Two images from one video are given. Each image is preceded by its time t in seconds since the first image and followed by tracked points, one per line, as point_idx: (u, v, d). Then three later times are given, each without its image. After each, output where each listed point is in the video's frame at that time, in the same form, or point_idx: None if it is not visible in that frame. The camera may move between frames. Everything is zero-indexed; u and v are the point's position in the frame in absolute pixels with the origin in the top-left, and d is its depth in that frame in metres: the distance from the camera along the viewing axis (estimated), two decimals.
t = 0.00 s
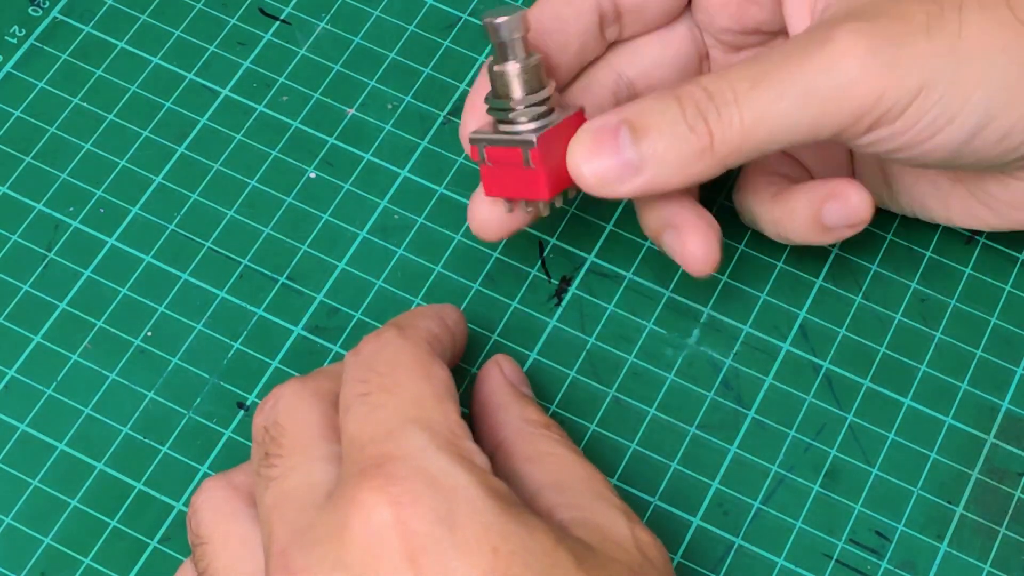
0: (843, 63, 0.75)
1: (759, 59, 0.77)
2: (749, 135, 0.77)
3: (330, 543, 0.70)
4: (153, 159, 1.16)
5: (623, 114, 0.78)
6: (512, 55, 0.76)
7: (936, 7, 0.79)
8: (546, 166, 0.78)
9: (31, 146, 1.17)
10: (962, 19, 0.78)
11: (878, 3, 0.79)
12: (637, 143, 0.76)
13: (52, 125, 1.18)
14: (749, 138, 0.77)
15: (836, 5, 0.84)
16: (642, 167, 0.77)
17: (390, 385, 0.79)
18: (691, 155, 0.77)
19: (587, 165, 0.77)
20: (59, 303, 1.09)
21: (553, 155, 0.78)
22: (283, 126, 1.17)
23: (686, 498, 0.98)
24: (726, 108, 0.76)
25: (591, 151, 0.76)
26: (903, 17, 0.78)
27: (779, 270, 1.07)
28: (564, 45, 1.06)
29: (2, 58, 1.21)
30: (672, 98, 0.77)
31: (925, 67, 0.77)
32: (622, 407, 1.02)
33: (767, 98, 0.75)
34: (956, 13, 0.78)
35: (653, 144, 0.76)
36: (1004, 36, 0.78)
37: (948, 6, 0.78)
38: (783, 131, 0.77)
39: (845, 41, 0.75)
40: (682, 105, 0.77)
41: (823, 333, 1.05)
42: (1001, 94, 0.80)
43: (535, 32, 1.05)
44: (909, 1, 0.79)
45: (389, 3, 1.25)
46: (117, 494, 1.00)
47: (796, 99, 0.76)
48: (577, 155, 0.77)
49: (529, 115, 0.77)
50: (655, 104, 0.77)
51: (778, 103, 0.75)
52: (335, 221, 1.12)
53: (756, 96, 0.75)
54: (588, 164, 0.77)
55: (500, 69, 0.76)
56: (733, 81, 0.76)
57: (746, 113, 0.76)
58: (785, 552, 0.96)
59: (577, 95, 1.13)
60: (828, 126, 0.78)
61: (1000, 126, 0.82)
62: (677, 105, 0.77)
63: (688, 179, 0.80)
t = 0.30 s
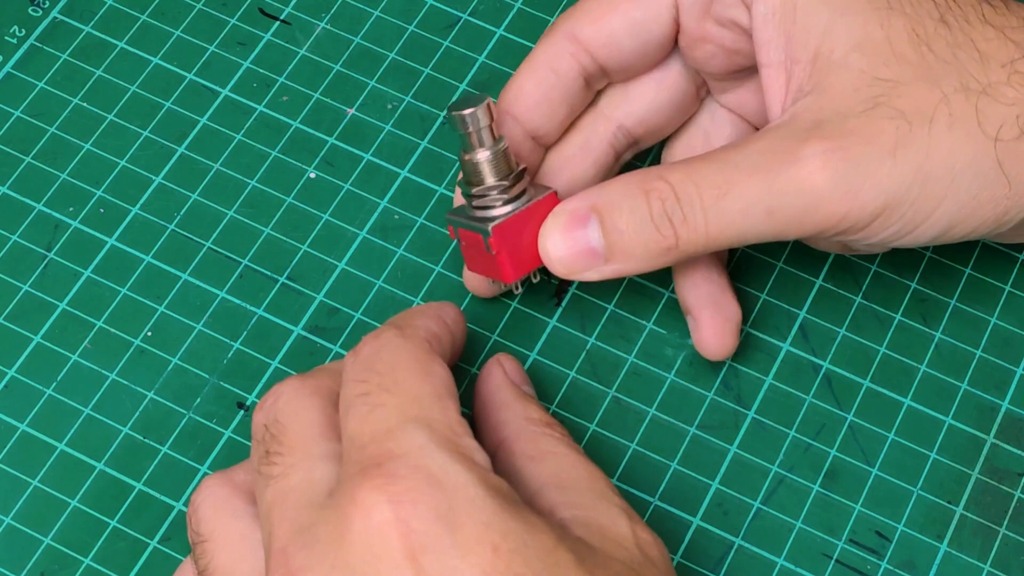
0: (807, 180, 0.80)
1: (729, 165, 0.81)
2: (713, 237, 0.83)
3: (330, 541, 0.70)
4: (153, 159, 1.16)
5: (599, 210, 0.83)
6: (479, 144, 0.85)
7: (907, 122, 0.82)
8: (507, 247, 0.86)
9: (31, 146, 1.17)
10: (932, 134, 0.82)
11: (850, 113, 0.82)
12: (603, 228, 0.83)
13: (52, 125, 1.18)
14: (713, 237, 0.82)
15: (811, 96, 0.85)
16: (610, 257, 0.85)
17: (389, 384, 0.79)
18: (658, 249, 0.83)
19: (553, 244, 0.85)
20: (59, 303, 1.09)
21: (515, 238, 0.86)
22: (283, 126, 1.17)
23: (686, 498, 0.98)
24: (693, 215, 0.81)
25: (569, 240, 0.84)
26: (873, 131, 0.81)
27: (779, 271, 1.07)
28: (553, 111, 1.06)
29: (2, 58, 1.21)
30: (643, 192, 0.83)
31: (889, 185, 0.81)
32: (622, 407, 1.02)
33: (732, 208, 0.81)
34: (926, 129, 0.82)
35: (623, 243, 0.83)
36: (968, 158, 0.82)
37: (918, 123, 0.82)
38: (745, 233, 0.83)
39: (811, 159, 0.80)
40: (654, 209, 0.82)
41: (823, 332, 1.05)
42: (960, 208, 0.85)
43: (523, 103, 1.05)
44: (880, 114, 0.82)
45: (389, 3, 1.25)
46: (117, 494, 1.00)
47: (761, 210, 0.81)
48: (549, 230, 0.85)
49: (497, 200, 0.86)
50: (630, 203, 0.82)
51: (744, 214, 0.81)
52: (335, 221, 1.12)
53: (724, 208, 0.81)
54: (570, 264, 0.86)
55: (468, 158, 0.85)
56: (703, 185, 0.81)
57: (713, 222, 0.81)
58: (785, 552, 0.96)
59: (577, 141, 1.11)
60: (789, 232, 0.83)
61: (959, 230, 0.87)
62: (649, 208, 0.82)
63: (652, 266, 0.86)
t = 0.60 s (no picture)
0: (810, 210, 0.83)
1: (736, 193, 0.85)
2: (718, 264, 0.86)
3: (320, 552, 0.71)
4: (153, 159, 1.16)
5: (604, 235, 0.86)
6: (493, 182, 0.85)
7: (908, 155, 0.85)
8: (513, 283, 0.91)
9: (31, 146, 1.17)
10: (932, 167, 0.85)
11: (853, 145, 0.86)
12: (608, 254, 0.86)
13: (53, 125, 1.18)
14: (719, 263, 0.86)
15: (816, 123, 0.89)
16: (615, 282, 0.88)
17: (378, 395, 0.79)
18: (664, 275, 0.87)
19: (558, 267, 0.88)
20: (59, 303, 1.09)
21: (521, 269, 0.91)
22: (283, 126, 1.17)
23: (686, 497, 0.98)
24: (698, 243, 0.85)
25: (570, 268, 0.87)
26: (874, 163, 0.85)
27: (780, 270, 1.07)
28: (562, 134, 1.05)
29: (2, 58, 1.21)
30: (649, 220, 0.86)
31: (890, 217, 0.84)
32: (622, 407, 1.02)
33: (738, 237, 0.84)
34: (927, 162, 0.85)
35: (630, 268, 0.86)
36: (967, 191, 0.85)
37: (919, 155, 0.85)
38: (749, 261, 0.87)
39: (814, 190, 0.84)
40: (660, 236, 0.85)
41: (823, 333, 1.05)
42: (959, 239, 0.87)
43: (532, 125, 1.04)
44: (882, 148, 0.85)
45: (389, 3, 1.25)
46: (117, 494, 1.00)
47: (764, 240, 0.85)
48: (555, 253, 0.88)
49: (505, 231, 0.89)
50: (637, 231, 0.85)
51: (749, 242, 0.85)
52: (335, 221, 1.12)
53: (729, 236, 0.84)
54: (572, 286, 0.89)
55: (479, 193, 0.86)
56: (709, 214, 0.84)
57: (717, 250, 0.85)
58: (785, 552, 0.96)
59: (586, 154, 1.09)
60: (791, 259, 0.87)
61: (960, 259, 0.90)
62: (655, 235, 0.85)
63: (658, 290, 0.90)
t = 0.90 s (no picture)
0: (789, 221, 0.84)
1: (718, 202, 0.85)
2: (699, 271, 0.87)
3: (311, 557, 0.71)
4: (153, 159, 1.16)
5: (588, 235, 0.86)
6: (472, 173, 0.86)
7: (886, 169, 0.85)
8: (494, 276, 0.90)
9: (31, 146, 1.17)
10: (911, 182, 0.85)
11: (834, 157, 0.86)
12: (591, 254, 0.86)
13: (53, 125, 1.18)
14: (699, 270, 0.87)
15: (800, 135, 0.89)
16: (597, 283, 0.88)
17: (369, 400, 0.79)
18: (646, 279, 0.87)
19: (540, 264, 0.88)
20: (59, 303, 1.09)
21: (503, 263, 0.90)
22: (284, 126, 1.17)
23: (686, 497, 0.98)
24: (680, 249, 0.85)
25: (553, 269, 0.87)
26: (854, 176, 0.85)
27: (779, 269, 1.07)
28: (549, 138, 1.04)
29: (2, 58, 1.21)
30: (633, 222, 0.86)
31: (868, 230, 0.85)
32: (621, 407, 1.02)
33: (718, 246, 0.85)
34: (905, 176, 0.85)
35: (613, 272, 0.87)
36: (946, 206, 0.86)
37: (898, 170, 0.86)
38: (728, 268, 0.87)
39: (794, 202, 0.84)
40: (643, 240, 0.85)
41: (823, 333, 1.05)
42: (938, 253, 0.88)
43: (518, 128, 1.04)
44: (862, 160, 0.86)
45: (389, 3, 1.25)
46: (117, 494, 1.00)
47: (743, 250, 0.85)
48: (539, 251, 0.88)
49: (486, 225, 0.88)
50: (619, 234, 0.85)
51: (728, 251, 0.85)
52: (335, 221, 1.12)
53: (709, 244, 0.85)
54: (555, 285, 0.88)
55: (459, 185, 0.87)
56: (690, 221, 0.85)
57: (698, 257, 0.85)
58: (785, 552, 0.96)
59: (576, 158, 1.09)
60: (770, 267, 0.88)
61: (939, 273, 0.90)
62: (638, 239, 0.85)
63: (639, 293, 0.90)
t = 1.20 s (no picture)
0: (789, 229, 0.84)
1: (718, 210, 0.85)
2: (698, 278, 0.87)
3: (308, 561, 0.71)
4: (153, 159, 1.16)
5: (588, 241, 0.86)
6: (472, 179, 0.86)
7: (886, 177, 0.85)
8: (494, 281, 0.90)
9: (31, 146, 1.17)
10: (911, 191, 0.85)
11: (833, 166, 0.86)
12: (591, 260, 0.86)
13: (53, 125, 1.18)
14: (698, 277, 0.87)
15: (800, 143, 0.89)
16: (597, 290, 0.88)
17: (365, 403, 0.79)
18: (645, 286, 0.87)
19: (539, 269, 0.87)
20: (59, 303, 1.09)
21: (503, 269, 0.90)
22: (283, 126, 1.17)
23: (686, 497, 0.98)
24: (679, 257, 0.85)
25: (552, 274, 0.87)
26: (853, 185, 0.85)
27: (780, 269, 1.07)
28: (549, 142, 1.05)
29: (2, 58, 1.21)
30: (632, 230, 0.86)
31: (868, 239, 0.85)
32: (621, 407, 1.02)
33: (718, 254, 0.85)
34: (905, 185, 0.86)
35: (611, 279, 0.87)
36: (945, 215, 0.86)
37: (898, 178, 0.86)
38: (728, 276, 0.87)
39: (794, 211, 0.84)
40: (643, 247, 0.85)
41: (823, 333, 1.05)
42: (937, 262, 0.88)
43: (519, 132, 1.04)
44: (861, 169, 0.86)
45: (389, 4, 1.25)
46: (117, 494, 1.00)
47: (742, 257, 0.85)
48: (537, 258, 0.88)
49: (486, 231, 0.88)
50: (618, 241, 0.85)
51: (728, 258, 0.85)
52: (335, 221, 1.12)
53: (708, 252, 0.85)
54: (554, 291, 0.88)
55: (459, 191, 0.87)
56: (690, 229, 0.85)
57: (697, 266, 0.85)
58: (785, 552, 0.96)
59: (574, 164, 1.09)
60: (769, 275, 0.88)
61: (938, 282, 0.90)
62: (638, 246, 0.85)
63: (638, 300, 0.90)
